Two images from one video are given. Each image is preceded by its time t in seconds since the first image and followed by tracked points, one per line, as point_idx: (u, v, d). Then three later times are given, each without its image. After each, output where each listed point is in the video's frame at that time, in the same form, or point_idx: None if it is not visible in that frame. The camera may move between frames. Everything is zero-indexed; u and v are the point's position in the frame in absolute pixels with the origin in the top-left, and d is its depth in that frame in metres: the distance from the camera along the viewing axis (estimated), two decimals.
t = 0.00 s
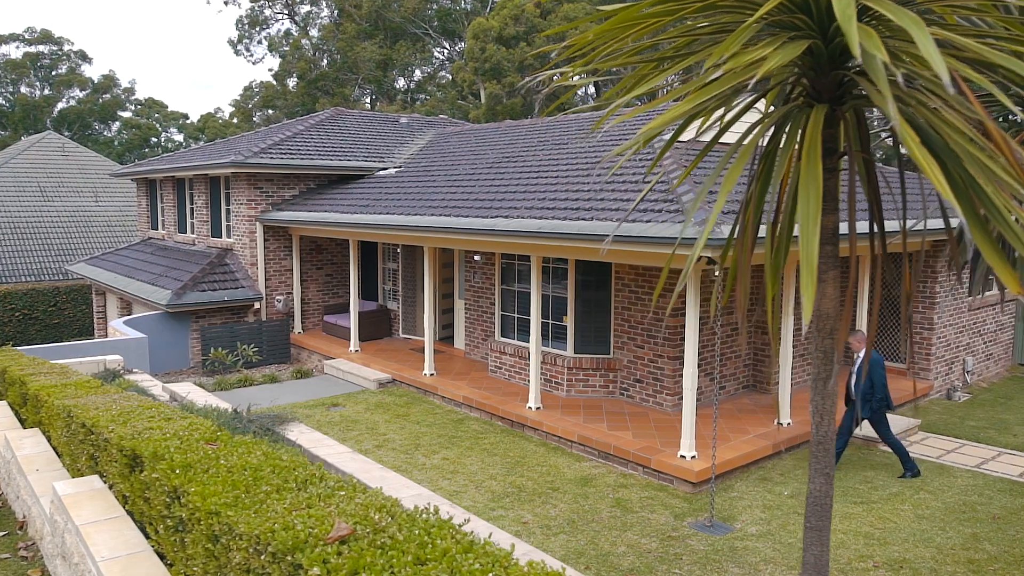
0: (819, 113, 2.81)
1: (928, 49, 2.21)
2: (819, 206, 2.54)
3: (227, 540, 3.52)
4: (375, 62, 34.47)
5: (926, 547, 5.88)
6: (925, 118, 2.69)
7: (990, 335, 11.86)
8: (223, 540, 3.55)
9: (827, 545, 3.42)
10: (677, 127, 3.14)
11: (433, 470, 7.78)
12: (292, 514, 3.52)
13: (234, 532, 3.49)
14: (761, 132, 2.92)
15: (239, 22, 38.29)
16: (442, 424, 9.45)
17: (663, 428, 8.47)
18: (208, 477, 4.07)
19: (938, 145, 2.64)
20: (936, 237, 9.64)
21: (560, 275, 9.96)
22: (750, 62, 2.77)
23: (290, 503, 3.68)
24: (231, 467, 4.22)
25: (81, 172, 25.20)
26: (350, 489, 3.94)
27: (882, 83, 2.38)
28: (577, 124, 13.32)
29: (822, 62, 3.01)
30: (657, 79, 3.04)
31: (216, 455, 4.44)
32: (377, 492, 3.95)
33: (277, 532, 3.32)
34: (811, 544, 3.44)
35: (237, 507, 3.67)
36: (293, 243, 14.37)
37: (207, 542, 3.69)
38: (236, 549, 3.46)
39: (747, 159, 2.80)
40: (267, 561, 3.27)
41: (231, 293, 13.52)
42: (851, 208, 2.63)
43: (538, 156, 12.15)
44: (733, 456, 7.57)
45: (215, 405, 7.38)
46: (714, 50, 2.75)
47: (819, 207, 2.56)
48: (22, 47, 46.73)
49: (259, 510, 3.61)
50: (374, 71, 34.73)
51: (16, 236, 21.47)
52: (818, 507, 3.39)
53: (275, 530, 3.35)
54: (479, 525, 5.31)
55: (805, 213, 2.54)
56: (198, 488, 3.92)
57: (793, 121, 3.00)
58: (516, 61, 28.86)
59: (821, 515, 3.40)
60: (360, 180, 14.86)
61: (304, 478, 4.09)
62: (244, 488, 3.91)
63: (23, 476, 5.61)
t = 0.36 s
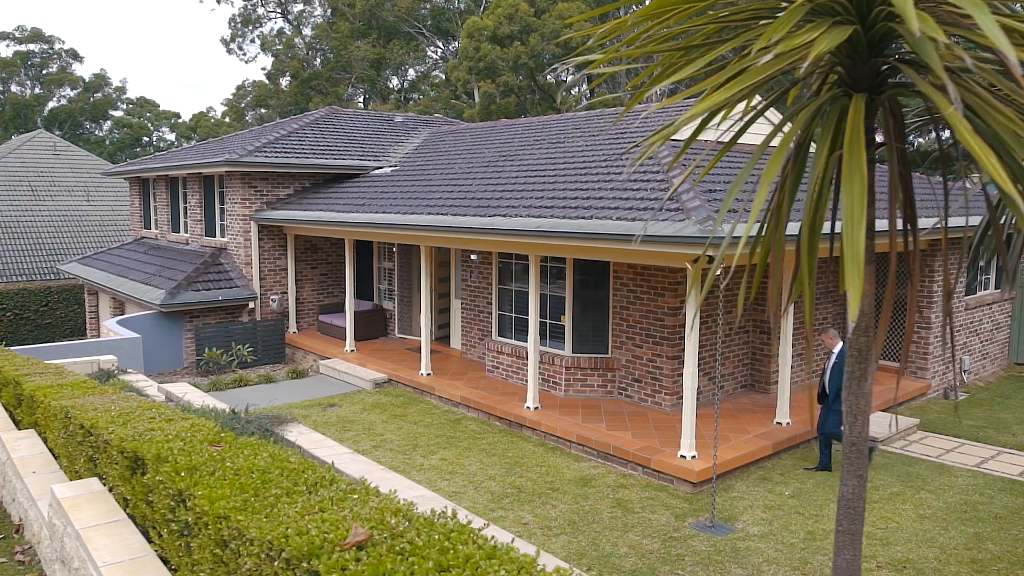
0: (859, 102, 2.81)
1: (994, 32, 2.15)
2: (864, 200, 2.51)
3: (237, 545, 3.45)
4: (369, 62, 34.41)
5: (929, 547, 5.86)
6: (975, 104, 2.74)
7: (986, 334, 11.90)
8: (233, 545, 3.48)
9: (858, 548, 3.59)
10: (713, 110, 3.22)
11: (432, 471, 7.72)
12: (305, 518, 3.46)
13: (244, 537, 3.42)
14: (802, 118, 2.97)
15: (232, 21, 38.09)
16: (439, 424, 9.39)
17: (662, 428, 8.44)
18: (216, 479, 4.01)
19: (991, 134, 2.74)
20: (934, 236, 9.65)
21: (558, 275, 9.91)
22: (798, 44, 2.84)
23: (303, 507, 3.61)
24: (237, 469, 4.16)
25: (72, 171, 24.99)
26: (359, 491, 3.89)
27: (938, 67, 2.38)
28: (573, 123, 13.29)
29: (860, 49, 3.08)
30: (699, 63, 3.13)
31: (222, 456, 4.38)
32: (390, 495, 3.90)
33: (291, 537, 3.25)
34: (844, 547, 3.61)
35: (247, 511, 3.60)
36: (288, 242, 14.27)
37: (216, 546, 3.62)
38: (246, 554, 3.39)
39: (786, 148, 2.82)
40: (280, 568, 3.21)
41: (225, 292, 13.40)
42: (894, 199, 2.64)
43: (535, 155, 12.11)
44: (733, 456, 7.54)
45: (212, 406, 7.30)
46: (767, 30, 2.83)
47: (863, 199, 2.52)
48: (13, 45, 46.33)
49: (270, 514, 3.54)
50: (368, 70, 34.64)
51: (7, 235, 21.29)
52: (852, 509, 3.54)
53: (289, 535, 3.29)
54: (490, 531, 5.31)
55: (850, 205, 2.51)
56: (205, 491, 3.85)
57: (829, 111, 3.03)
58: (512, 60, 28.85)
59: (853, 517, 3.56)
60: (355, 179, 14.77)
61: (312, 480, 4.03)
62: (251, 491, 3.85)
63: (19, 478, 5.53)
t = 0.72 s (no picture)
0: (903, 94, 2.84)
1: None
2: (914, 196, 2.57)
3: (250, 553, 3.38)
4: (363, 60, 34.30)
5: (933, 547, 5.84)
6: None
7: (983, 332, 11.94)
8: (245, 552, 3.41)
9: (893, 554, 3.56)
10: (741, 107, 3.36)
11: (431, 471, 7.66)
12: (321, 525, 3.39)
13: (258, 545, 3.35)
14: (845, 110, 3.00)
15: (225, 19, 37.89)
16: (438, 424, 9.34)
17: (662, 428, 8.39)
18: (224, 484, 3.95)
19: None
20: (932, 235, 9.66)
21: (556, 274, 9.87)
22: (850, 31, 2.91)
23: (317, 514, 3.55)
24: (244, 473, 4.09)
25: (65, 171, 24.81)
26: (370, 495, 3.85)
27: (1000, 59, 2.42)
28: (570, 121, 13.26)
29: (902, 40, 3.16)
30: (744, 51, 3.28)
31: (229, 459, 4.32)
32: (405, 500, 3.85)
33: (307, 545, 3.18)
34: (879, 554, 3.57)
35: (260, 517, 3.52)
36: (283, 241, 14.18)
37: (227, 553, 3.54)
38: (260, 562, 3.32)
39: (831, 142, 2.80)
40: None
41: (220, 291, 13.31)
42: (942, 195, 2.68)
43: (533, 153, 12.07)
44: (734, 456, 7.50)
45: (209, 407, 7.23)
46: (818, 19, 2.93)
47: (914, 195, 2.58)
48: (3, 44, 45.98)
49: (285, 521, 3.47)
50: (362, 68, 34.54)
51: None
52: (888, 514, 3.53)
53: (305, 543, 3.21)
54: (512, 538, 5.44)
55: (900, 201, 2.57)
56: (213, 495, 3.79)
57: (870, 102, 3.08)
58: (507, 59, 28.83)
59: (889, 523, 3.54)
60: (351, 177, 14.69)
61: (321, 484, 3.98)
62: (259, 496, 3.78)
63: (16, 482, 5.44)
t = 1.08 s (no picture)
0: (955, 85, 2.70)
1: None
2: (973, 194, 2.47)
3: (266, 561, 3.32)
4: (357, 59, 34.21)
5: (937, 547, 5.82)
6: None
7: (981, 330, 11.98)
8: (261, 562, 3.35)
9: (934, 561, 3.32)
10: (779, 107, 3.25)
11: (431, 472, 7.61)
12: (340, 534, 3.33)
13: (275, 554, 3.28)
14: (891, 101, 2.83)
15: (218, 17, 37.71)
16: (437, 424, 9.28)
17: (662, 427, 8.36)
18: (233, 488, 3.88)
19: None
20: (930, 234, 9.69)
21: (555, 273, 9.83)
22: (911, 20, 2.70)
23: (335, 521, 3.49)
24: (254, 478, 4.03)
25: (57, 169, 24.61)
26: (386, 501, 3.80)
27: None
28: (567, 120, 13.23)
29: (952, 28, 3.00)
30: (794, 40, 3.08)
31: (237, 464, 4.25)
32: (424, 507, 3.80)
33: (328, 555, 3.12)
34: (918, 561, 3.33)
35: (275, 525, 3.46)
36: (279, 240, 14.10)
37: (241, 562, 3.48)
38: (278, 572, 3.25)
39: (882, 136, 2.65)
40: None
41: (215, 291, 13.21)
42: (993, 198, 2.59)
43: (531, 152, 12.02)
44: (735, 456, 7.47)
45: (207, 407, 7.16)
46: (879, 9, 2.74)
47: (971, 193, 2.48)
48: None
49: (302, 529, 3.40)
50: (356, 67, 34.45)
51: None
52: (928, 521, 3.27)
53: (325, 552, 3.16)
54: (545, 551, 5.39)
55: (956, 201, 2.47)
56: (223, 502, 3.72)
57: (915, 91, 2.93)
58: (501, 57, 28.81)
59: (929, 530, 3.28)
60: (347, 176, 14.61)
61: (333, 490, 3.92)
62: (273, 502, 3.72)
63: (15, 486, 5.36)
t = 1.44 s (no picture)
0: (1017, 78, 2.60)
1: None
2: None
3: (284, 570, 3.24)
4: (351, 57, 34.09)
5: (942, 547, 5.81)
6: None
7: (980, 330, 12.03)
8: (278, 570, 3.27)
9: (981, 565, 3.17)
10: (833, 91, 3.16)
11: (431, 473, 7.54)
12: (362, 540, 3.26)
13: (295, 562, 3.20)
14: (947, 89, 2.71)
15: (211, 16, 37.51)
16: (436, 425, 9.22)
17: (663, 427, 8.32)
18: (246, 493, 3.81)
19: None
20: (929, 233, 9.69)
21: (554, 273, 9.78)
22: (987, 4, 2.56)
23: (356, 528, 3.42)
24: (267, 482, 3.96)
25: (49, 168, 24.42)
26: (404, 506, 3.74)
27: None
28: (565, 119, 13.20)
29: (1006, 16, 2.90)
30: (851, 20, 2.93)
31: (248, 467, 4.18)
32: (447, 512, 3.73)
33: (353, 563, 3.05)
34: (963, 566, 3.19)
35: (294, 532, 3.38)
36: (275, 240, 14.01)
37: (258, 570, 3.41)
38: None
39: (941, 126, 2.51)
40: None
41: (211, 291, 13.11)
42: None
43: (529, 151, 11.97)
44: (739, 456, 7.44)
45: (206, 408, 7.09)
46: None
47: None
48: None
49: (322, 536, 3.32)
50: (350, 66, 34.32)
51: None
52: (975, 526, 3.14)
53: (349, 561, 3.08)
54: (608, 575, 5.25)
55: None
56: (237, 506, 3.65)
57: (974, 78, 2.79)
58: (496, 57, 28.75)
59: (976, 535, 3.14)
60: (344, 175, 14.52)
61: (348, 494, 3.85)
62: (289, 507, 3.65)
63: (15, 489, 5.28)
